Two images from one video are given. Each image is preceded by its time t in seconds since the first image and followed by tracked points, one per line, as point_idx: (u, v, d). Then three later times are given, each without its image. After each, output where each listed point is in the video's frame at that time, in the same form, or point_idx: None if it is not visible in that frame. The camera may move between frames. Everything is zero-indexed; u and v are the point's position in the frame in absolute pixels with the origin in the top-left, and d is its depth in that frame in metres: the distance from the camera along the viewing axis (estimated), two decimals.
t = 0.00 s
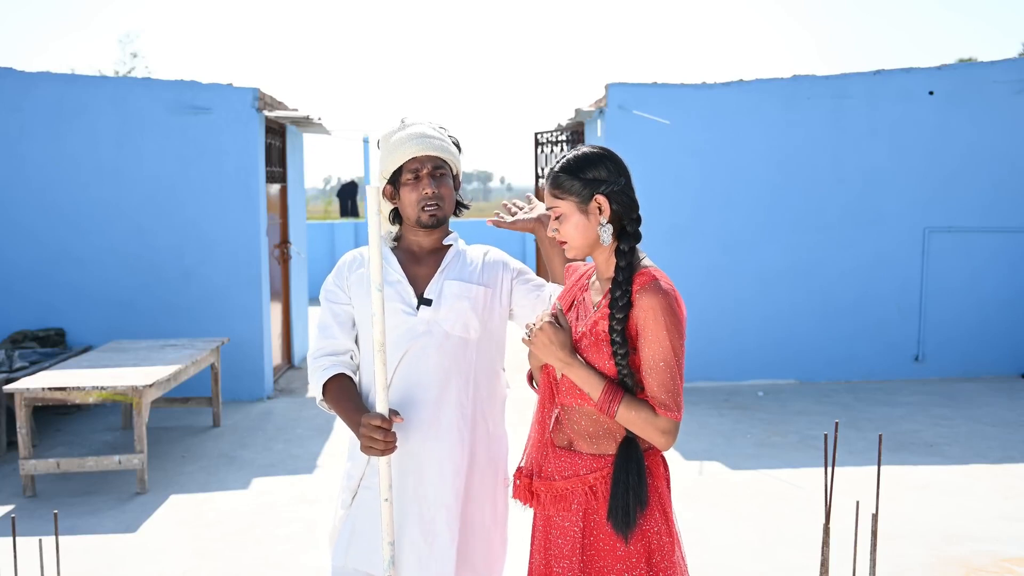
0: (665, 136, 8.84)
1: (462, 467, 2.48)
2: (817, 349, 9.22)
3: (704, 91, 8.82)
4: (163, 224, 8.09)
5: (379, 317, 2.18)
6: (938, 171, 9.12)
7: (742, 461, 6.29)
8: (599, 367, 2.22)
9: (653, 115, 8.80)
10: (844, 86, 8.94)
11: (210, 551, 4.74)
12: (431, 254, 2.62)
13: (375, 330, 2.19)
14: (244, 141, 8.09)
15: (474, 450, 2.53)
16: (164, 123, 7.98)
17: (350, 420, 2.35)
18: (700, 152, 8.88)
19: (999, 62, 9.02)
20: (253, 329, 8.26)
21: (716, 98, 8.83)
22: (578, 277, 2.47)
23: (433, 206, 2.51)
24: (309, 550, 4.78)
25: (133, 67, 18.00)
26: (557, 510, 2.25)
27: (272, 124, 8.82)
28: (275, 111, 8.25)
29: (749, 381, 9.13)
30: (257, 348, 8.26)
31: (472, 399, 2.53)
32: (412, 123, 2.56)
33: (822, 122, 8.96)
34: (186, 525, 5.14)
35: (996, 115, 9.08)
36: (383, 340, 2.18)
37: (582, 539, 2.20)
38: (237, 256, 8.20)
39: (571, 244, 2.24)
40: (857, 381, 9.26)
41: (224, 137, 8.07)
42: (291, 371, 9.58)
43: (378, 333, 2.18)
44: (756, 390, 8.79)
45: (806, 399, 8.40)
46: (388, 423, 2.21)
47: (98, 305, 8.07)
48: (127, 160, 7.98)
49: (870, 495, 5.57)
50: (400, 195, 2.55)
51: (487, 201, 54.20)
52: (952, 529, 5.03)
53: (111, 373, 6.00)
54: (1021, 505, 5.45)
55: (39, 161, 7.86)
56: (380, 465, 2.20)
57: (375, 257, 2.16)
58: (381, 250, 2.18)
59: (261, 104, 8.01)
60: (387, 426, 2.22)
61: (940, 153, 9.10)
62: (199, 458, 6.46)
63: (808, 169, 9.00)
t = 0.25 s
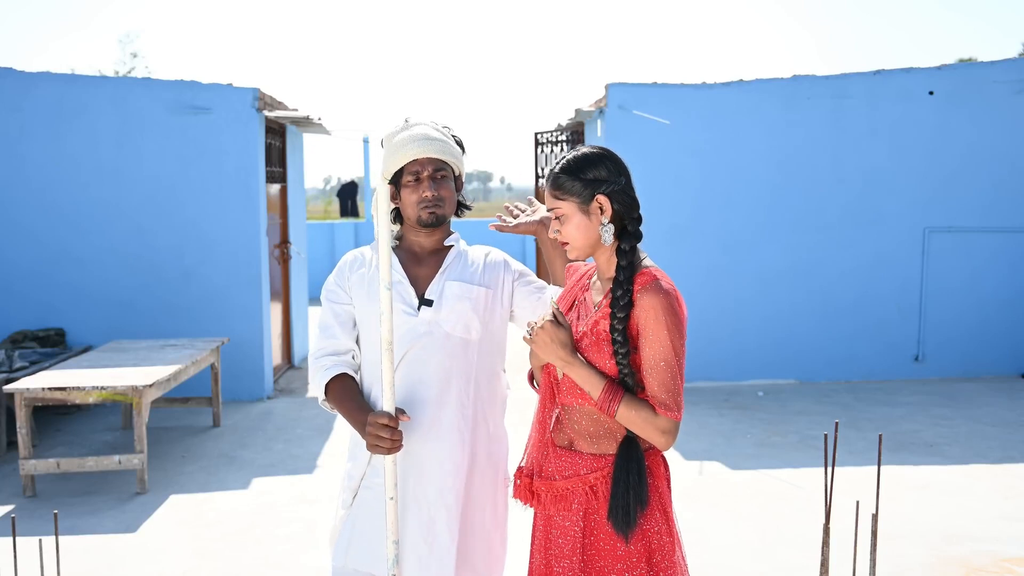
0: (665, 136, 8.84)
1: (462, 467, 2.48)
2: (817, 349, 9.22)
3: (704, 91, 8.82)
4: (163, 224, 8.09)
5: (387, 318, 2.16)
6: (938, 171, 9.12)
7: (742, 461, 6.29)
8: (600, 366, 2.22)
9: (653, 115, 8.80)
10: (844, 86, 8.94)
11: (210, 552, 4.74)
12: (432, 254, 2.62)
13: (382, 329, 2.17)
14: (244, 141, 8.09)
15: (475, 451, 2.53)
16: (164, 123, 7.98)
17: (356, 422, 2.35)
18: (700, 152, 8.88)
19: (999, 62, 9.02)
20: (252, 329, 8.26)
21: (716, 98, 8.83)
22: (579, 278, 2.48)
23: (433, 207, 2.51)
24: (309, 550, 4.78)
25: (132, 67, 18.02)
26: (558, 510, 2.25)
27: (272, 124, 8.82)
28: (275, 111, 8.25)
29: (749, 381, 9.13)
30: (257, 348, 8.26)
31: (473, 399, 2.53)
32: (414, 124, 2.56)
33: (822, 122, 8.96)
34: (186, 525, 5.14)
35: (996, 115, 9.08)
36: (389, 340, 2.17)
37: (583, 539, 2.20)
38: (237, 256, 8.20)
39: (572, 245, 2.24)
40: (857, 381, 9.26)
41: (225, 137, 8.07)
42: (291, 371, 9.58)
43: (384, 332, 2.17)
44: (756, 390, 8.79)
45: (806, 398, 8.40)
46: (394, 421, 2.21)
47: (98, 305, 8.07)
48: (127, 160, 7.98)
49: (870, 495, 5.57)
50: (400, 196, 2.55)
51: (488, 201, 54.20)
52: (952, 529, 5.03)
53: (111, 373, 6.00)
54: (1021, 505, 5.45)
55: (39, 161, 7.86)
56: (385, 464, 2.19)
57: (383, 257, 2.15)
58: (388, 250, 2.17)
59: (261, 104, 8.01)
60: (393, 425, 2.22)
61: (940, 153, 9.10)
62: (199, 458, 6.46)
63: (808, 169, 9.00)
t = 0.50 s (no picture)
0: (665, 136, 8.84)
1: (461, 467, 2.48)
2: (817, 349, 9.22)
3: (704, 91, 8.82)
4: (163, 224, 8.09)
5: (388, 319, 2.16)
6: (938, 171, 9.12)
7: (742, 461, 6.29)
8: (601, 366, 2.22)
9: (653, 115, 8.80)
10: (844, 86, 8.94)
11: (209, 552, 4.74)
12: (433, 254, 2.62)
13: (381, 328, 2.17)
14: (244, 141, 8.09)
15: (474, 451, 2.52)
16: (164, 123, 7.98)
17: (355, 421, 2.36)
18: (700, 152, 8.88)
19: (999, 62, 9.02)
20: (252, 329, 8.26)
21: (716, 98, 8.83)
22: (579, 277, 2.48)
23: (433, 209, 2.51)
24: (309, 550, 4.78)
25: (132, 67, 18.01)
26: (558, 510, 2.25)
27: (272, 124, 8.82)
28: (275, 111, 8.26)
29: (749, 381, 9.13)
30: (257, 348, 8.26)
31: (472, 399, 2.53)
32: (415, 125, 2.55)
33: (822, 122, 8.96)
34: (186, 525, 5.14)
35: (996, 115, 9.08)
36: (388, 341, 2.16)
37: (583, 539, 2.20)
38: (237, 256, 8.20)
39: (573, 245, 2.23)
40: (857, 381, 9.26)
41: (225, 137, 8.07)
42: (291, 371, 9.58)
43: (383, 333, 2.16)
44: (756, 390, 8.78)
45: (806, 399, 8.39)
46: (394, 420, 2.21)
47: (98, 305, 8.07)
48: (127, 160, 7.98)
49: (870, 495, 5.57)
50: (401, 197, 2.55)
51: (488, 201, 54.18)
52: (952, 529, 5.03)
53: (111, 373, 6.00)
54: (1021, 505, 5.45)
55: (39, 161, 7.85)
56: (385, 463, 2.19)
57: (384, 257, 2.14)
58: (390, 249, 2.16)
59: (261, 104, 8.01)
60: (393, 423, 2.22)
61: (940, 153, 9.10)
62: (199, 458, 6.46)
63: (808, 169, 9.00)
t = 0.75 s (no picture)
0: (665, 136, 8.84)
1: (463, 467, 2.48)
2: (817, 349, 9.22)
3: (704, 91, 8.82)
4: (162, 224, 8.09)
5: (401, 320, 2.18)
6: (938, 171, 9.12)
7: (742, 461, 6.29)
8: (600, 365, 2.22)
9: (653, 115, 8.80)
10: (844, 86, 8.94)
11: (209, 551, 4.74)
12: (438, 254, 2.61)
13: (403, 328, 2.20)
14: (244, 141, 8.09)
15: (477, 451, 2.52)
16: (164, 123, 7.98)
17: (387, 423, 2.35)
18: (700, 152, 8.88)
19: (999, 62, 9.02)
20: (252, 329, 8.26)
21: (716, 98, 8.83)
22: (580, 278, 2.48)
23: (422, 222, 2.52)
24: (310, 550, 4.78)
25: (132, 68, 17.94)
26: (559, 509, 2.25)
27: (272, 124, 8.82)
28: (275, 111, 8.26)
29: (749, 380, 9.13)
30: (257, 348, 8.26)
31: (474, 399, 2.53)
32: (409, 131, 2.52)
33: (822, 122, 8.96)
34: (186, 525, 5.14)
35: (996, 115, 9.08)
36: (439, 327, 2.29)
37: (583, 538, 2.20)
38: (237, 256, 8.20)
39: (574, 245, 2.23)
40: (857, 381, 9.26)
41: (225, 137, 8.07)
42: (291, 371, 9.58)
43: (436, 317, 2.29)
44: (756, 390, 8.79)
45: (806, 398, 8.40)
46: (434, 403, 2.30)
47: (98, 304, 8.07)
48: (127, 160, 7.98)
49: (870, 495, 5.57)
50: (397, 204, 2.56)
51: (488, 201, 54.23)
52: (952, 529, 5.03)
53: (111, 373, 6.00)
54: (1021, 505, 5.45)
55: (39, 161, 7.86)
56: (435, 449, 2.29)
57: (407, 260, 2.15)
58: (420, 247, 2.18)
59: (261, 104, 8.01)
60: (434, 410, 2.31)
61: (940, 153, 9.10)
62: (199, 458, 6.46)
63: (808, 168, 9.00)
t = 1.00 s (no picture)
0: (665, 136, 8.84)
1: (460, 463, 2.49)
2: (817, 349, 9.22)
3: (704, 91, 8.82)
4: (162, 224, 8.09)
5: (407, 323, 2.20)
6: (938, 171, 9.12)
7: (742, 461, 6.29)
8: (600, 366, 2.22)
9: (653, 115, 8.80)
10: (844, 86, 8.94)
11: (209, 552, 4.74)
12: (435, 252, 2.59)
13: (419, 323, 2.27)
14: (244, 141, 8.09)
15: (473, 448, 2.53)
16: (164, 123, 7.98)
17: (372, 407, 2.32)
18: (699, 152, 8.87)
19: (999, 62, 9.01)
20: (252, 329, 8.26)
21: (716, 98, 8.83)
22: (580, 278, 2.48)
23: (403, 235, 2.50)
24: (310, 550, 4.78)
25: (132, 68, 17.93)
26: (559, 510, 2.25)
27: (272, 124, 8.83)
28: (275, 111, 8.26)
29: (749, 380, 9.13)
30: (257, 348, 8.26)
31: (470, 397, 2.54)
32: (382, 143, 2.40)
33: (822, 122, 8.96)
34: (186, 525, 5.13)
35: (996, 115, 9.08)
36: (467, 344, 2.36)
37: (583, 538, 2.20)
38: (237, 256, 8.20)
39: (573, 244, 2.23)
40: (857, 381, 9.26)
41: (225, 137, 8.07)
42: (291, 371, 9.59)
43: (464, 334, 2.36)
44: (756, 390, 8.79)
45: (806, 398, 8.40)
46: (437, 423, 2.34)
47: (98, 304, 8.07)
48: (127, 160, 7.98)
49: (871, 495, 5.57)
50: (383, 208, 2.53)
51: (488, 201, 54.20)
52: (952, 530, 5.03)
53: (111, 373, 6.00)
54: (1021, 505, 5.45)
55: (39, 161, 7.86)
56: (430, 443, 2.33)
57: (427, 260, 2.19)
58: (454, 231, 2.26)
59: (261, 104, 8.01)
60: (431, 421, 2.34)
61: (940, 153, 9.10)
62: (199, 458, 6.46)
63: (808, 168, 9.00)
